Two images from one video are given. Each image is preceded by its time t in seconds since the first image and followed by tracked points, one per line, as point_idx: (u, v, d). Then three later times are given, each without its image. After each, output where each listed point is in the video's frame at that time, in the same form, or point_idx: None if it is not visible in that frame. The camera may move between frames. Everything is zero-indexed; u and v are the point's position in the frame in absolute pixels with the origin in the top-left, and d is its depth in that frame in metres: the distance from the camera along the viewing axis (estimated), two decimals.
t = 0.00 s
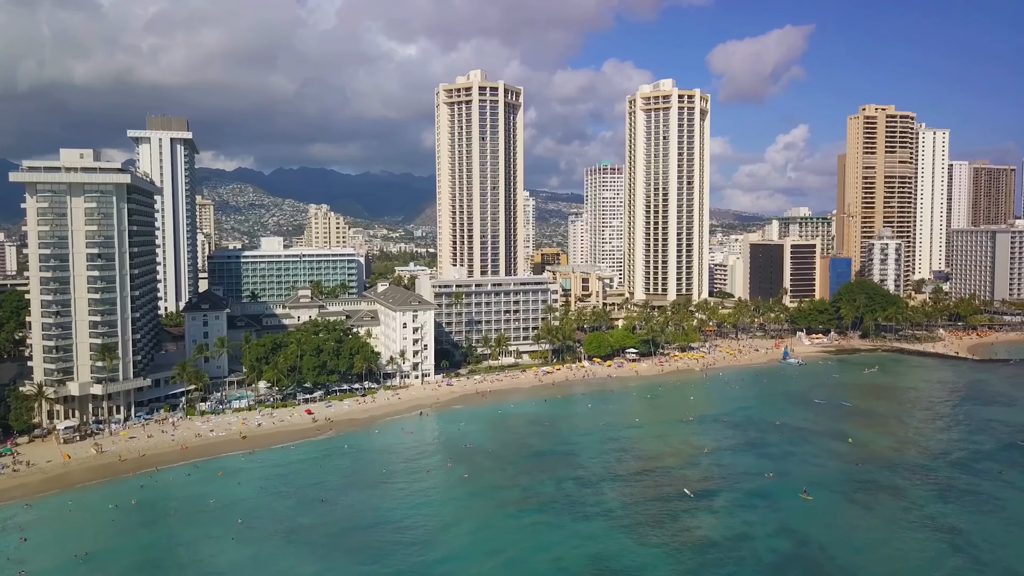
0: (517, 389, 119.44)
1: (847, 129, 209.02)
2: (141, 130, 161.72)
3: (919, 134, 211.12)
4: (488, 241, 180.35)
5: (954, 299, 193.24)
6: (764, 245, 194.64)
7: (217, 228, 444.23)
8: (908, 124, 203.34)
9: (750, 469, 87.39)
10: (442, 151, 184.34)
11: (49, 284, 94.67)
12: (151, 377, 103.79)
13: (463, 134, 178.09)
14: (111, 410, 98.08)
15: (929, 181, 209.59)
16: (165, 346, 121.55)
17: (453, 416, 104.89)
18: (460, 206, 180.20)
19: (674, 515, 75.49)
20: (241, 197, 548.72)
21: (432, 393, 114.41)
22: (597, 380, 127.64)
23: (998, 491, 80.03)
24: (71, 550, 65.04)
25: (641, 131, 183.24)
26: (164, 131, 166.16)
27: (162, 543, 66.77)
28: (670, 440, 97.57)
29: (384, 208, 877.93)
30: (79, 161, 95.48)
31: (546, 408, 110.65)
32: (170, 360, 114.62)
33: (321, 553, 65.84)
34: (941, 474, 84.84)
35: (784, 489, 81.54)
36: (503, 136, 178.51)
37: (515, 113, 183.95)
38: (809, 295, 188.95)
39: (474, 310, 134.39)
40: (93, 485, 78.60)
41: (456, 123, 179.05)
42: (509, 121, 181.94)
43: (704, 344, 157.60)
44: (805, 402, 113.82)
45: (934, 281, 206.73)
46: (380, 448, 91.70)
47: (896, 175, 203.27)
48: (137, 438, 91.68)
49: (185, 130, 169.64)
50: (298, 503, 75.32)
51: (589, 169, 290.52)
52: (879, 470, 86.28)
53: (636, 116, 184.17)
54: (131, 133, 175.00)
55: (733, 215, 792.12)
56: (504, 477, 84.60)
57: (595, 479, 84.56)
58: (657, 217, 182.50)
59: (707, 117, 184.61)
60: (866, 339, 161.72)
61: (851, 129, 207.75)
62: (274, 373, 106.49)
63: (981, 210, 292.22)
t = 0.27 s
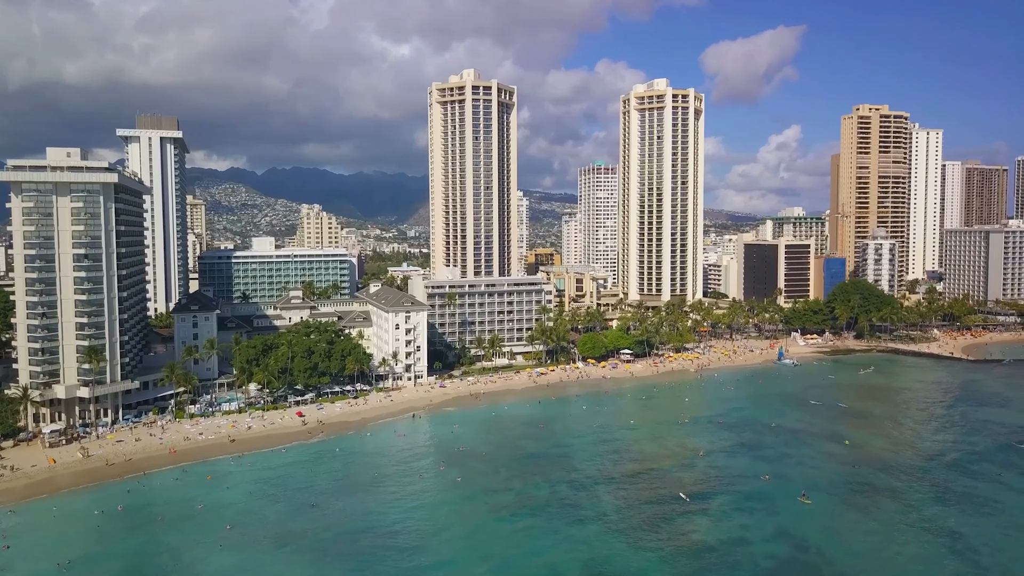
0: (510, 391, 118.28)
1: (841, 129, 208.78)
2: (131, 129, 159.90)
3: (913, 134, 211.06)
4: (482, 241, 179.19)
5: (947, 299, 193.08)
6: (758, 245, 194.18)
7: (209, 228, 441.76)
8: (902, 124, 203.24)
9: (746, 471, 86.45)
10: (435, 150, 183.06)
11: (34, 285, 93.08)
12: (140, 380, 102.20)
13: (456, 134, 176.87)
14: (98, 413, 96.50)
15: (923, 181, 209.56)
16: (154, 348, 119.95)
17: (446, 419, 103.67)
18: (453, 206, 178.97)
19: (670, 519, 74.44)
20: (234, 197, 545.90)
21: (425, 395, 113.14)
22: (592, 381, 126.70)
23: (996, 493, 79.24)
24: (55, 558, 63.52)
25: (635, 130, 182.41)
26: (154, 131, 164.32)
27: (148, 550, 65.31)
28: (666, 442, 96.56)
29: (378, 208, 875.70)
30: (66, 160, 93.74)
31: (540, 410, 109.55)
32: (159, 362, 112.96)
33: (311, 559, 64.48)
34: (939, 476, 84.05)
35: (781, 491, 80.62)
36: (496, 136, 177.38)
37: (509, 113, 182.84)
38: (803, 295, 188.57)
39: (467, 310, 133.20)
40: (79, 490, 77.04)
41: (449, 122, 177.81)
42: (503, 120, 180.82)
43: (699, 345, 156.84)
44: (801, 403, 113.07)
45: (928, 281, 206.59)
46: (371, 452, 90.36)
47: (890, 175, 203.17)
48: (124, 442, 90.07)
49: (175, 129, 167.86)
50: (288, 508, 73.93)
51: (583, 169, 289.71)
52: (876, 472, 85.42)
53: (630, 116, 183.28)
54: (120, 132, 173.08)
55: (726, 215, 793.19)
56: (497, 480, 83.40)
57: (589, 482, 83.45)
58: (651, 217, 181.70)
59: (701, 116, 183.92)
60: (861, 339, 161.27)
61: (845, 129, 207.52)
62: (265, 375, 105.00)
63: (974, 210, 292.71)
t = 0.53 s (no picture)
0: (503, 393, 116.95)
1: (834, 129, 208.40)
2: (118, 128, 157.55)
3: (905, 134, 211.01)
4: (474, 241, 177.79)
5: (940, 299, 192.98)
6: (752, 245, 193.56)
7: (200, 227, 438.65)
8: (895, 124, 203.06)
9: (742, 473, 85.42)
10: (426, 150, 181.52)
11: (17, 286, 91.24)
12: (125, 382, 100.31)
13: (448, 133, 175.36)
14: (82, 417, 94.60)
15: (915, 181, 209.48)
16: (140, 350, 117.98)
17: (438, 422, 102.16)
18: (445, 206, 177.47)
19: (665, 523, 73.28)
20: (225, 196, 542.49)
21: (416, 397, 111.69)
22: (585, 383, 125.47)
23: (993, 495, 78.43)
24: (35, 566, 61.76)
25: (628, 130, 181.32)
26: (142, 129, 162.00)
27: (131, 559, 63.53)
28: (660, 444, 95.43)
29: (369, 208, 872.77)
30: (49, 158, 92.17)
31: (533, 412, 108.16)
32: (146, 364, 111.04)
33: (299, 567, 62.86)
34: (936, 478, 83.20)
35: (777, 494, 79.63)
36: (489, 135, 176.05)
37: (501, 112, 181.49)
38: (796, 295, 187.99)
39: (459, 311, 131.68)
40: (61, 497, 75.19)
41: (440, 121, 176.31)
42: (495, 119, 179.54)
43: (693, 345, 155.92)
44: (796, 405, 112.16)
45: (921, 281, 206.44)
46: (362, 455, 88.84)
47: (883, 175, 202.99)
48: (109, 446, 88.23)
49: (163, 127, 165.61)
50: (276, 515, 72.19)
51: (575, 169, 288.57)
52: (873, 474, 84.52)
53: (623, 115, 182.33)
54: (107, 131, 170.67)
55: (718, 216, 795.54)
56: (490, 484, 82.05)
57: (583, 486, 82.18)
58: (644, 217, 180.80)
59: (694, 116, 183.15)
60: (855, 339, 160.80)
61: (838, 129, 207.15)
62: (254, 378, 103.30)
63: (965, 210, 293.38)
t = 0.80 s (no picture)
0: (496, 395, 115.74)
1: (828, 129, 208.18)
2: (106, 127, 155.62)
3: (899, 134, 210.89)
4: (467, 242, 176.55)
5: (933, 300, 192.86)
6: (746, 245, 193.08)
7: (191, 228, 435.90)
8: (888, 124, 202.97)
9: (738, 476, 84.48)
10: (419, 149, 180.21)
11: (2, 287, 89.46)
12: (113, 385, 98.70)
13: (441, 132, 174.11)
14: (68, 420, 93.00)
15: (909, 181, 209.47)
16: (129, 352, 116.31)
17: (431, 424, 100.90)
18: (438, 206, 176.19)
19: (661, 526, 72.24)
20: (216, 196, 539.12)
21: (409, 399, 110.40)
22: (579, 384, 124.42)
23: (992, 497, 77.68)
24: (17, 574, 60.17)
25: (621, 129, 180.48)
26: (131, 128, 160.08)
27: (116, 566, 62.01)
28: (656, 446, 94.41)
29: (362, 208, 870.29)
30: (35, 157, 90.87)
31: (527, 414, 107.02)
32: (134, 366, 109.42)
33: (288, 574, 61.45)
34: (933, 480, 82.45)
35: (774, 497, 78.67)
36: (482, 135, 174.89)
37: (494, 111, 180.38)
38: (790, 296, 187.57)
39: (452, 312, 130.46)
40: (46, 502, 73.59)
41: (433, 120, 175.06)
42: (488, 119, 178.41)
43: (687, 346, 155.19)
44: (791, 406, 111.44)
45: (914, 282, 206.34)
46: (353, 459, 87.45)
47: (877, 175, 202.92)
48: (95, 450, 86.56)
49: (152, 126, 163.75)
50: (265, 521, 70.79)
51: (569, 169, 287.74)
52: (870, 476, 83.69)
53: (616, 115, 181.49)
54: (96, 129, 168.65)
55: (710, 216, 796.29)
56: (483, 487, 80.86)
57: (578, 489, 81.05)
58: (638, 217, 179.98)
59: (688, 116, 182.50)
60: (849, 340, 160.34)
61: (832, 129, 206.93)
62: (243, 380, 101.84)
63: (957, 210, 293.99)
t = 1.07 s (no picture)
0: (489, 397, 114.36)
1: (820, 129, 207.80)
2: (92, 125, 153.33)
3: (891, 135, 210.76)
4: (459, 242, 175.04)
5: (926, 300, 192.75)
6: (739, 245, 192.52)
7: (181, 227, 432.87)
8: (881, 124, 202.79)
9: (734, 477, 83.34)
10: (410, 148, 178.60)
11: None
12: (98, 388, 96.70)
13: (432, 131, 172.57)
14: (52, 424, 90.95)
15: (901, 182, 209.41)
16: (115, 354, 114.24)
17: (422, 427, 99.46)
18: (430, 206, 174.63)
19: (658, 531, 70.93)
20: (206, 196, 535.30)
21: (399, 401, 108.90)
22: (572, 386, 123.20)
23: (991, 500, 76.73)
24: None
25: (614, 129, 179.42)
26: (117, 127, 157.78)
27: None
28: (651, 449, 93.29)
29: (354, 208, 867.27)
30: (19, 156, 88.30)
31: (520, 417, 105.67)
32: (120, 369, 107.43)
33: None
34: (931, 483, 81.58)
35: (771, 500, 77.50)
36: (474, 134, 173.58)
37: (487, 110, 179.00)
38: (783, 296, 187.06)
39: (444, 313, 129.04)
40: (27, 509, 71.66)
41: (425, 119, 173.51)
42: (481, 118, 177.03)
43: (681, 347, 154.30)
44: (786, 408, 110.55)
45: (907, 282, 206.25)
46: (344, 464, 85.85)
47: (869, 175, 202.71)
48: (78, 455, 84.60)
49: (140, 125, 161.46)
50: (253, 528, 69.12)
51: (561, 169, 286.56)
52: (867, 479, 82.76)
53: (609, 114, 180.39)
54: (82, 128, 166.20)
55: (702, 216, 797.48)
56: (476, 492, 79.40)
57: (572, 493, 79.76)
58: (631, 217, 179.01)
59: (681, 115, 181.65)
60: (843, 340, 159.84)
61: (824, 129, 206.57)
62: (232, 383, 100.09)
63: (948, 210, 294.67)
